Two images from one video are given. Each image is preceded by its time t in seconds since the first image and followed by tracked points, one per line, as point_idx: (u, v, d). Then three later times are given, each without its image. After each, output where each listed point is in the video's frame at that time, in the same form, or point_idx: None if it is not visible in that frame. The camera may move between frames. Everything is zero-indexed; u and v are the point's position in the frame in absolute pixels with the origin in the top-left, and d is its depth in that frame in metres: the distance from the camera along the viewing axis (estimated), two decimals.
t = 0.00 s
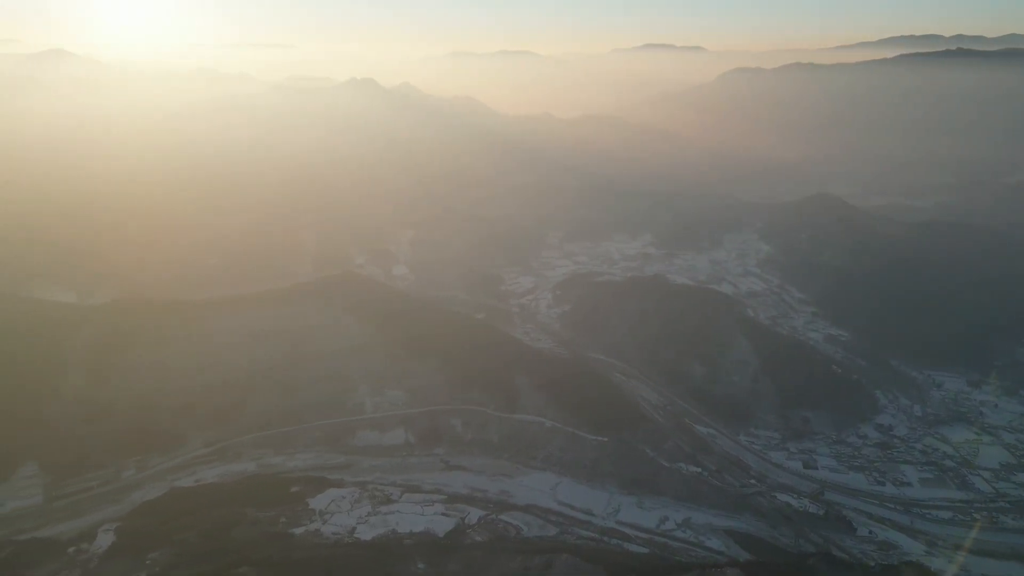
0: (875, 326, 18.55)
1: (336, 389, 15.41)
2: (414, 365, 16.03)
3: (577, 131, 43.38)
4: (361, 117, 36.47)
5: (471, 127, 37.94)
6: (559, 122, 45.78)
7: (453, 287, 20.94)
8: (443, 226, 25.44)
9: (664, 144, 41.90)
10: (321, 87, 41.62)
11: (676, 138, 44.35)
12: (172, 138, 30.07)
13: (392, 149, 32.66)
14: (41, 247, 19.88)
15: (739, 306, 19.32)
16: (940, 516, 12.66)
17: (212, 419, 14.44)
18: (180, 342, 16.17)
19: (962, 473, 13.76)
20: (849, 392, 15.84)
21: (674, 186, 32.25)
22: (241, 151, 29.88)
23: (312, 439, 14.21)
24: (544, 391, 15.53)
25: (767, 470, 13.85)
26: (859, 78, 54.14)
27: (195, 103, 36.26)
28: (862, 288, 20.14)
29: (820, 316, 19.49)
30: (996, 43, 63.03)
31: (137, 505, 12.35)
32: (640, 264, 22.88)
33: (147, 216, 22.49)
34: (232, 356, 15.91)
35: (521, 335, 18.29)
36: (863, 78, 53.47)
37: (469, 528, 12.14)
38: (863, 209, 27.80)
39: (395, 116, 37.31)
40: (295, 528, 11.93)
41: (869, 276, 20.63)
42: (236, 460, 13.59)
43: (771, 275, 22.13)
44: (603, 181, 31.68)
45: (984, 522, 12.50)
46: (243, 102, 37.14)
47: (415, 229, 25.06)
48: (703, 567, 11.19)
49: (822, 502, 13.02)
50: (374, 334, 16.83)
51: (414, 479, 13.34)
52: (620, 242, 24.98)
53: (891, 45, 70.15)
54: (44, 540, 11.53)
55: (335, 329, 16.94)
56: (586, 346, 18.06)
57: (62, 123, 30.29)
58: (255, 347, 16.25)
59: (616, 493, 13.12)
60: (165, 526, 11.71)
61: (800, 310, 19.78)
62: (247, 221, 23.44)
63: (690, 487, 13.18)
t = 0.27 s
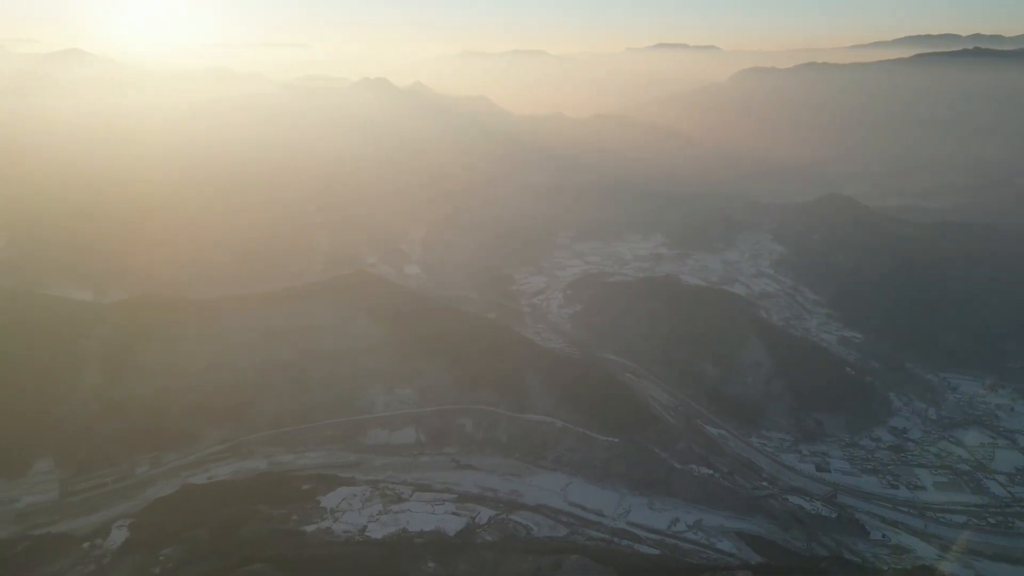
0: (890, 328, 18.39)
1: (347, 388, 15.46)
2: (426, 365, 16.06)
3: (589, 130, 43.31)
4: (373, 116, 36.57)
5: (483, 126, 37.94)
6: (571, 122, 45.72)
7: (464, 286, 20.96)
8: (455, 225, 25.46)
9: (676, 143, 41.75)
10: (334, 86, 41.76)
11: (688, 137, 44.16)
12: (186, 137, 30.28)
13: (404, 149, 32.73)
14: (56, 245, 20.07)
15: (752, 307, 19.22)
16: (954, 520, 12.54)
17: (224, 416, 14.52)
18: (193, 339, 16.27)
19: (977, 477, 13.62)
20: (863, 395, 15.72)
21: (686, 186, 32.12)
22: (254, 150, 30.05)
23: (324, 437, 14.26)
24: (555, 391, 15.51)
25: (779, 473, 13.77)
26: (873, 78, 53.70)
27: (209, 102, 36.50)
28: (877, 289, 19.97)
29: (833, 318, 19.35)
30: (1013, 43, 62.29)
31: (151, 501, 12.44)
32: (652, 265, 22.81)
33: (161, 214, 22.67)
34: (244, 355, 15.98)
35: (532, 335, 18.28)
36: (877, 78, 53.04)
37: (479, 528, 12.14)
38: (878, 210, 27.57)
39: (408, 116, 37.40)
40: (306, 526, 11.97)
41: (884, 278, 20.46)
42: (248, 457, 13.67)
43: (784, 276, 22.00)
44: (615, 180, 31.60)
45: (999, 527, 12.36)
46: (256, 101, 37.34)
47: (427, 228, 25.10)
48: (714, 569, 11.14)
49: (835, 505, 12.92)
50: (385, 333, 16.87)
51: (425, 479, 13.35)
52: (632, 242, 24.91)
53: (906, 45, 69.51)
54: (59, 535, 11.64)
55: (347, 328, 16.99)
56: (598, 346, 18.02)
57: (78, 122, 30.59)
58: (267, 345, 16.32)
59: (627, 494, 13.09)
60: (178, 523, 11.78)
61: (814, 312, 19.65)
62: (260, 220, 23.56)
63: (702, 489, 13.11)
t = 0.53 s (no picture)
0: (904, 330, 18.24)
1: (359, 386, 15.51)
2: (437, 364, 16.09)
3: (601, 130, 43.22)
4: (386, 116, 36.69)
5: (495, 126, 37.95)
6: (583, 121, 45.64)
7: (476, 285, 20.98)
8: (466, 225, 25.48)
9: (688, 143, 41.59)
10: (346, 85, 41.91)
11: (700, 137, 43.94)
12: (200, 136, 30.49)
13: (417, 149, 32.80)
14: (73, 243, 20.29)
15: (765, 308, 19.11)
16: (968, 525, 12.42)
17: (238, 414, 14.61)
18: (207, 337, 16.35)
19: (993, 481, 13.49)
20: (877, 397, 15.59)
21: (699, 186, 31.97)
22: (267, 149, 30.22)
23: (336, 436, 14.32)
24: (566, 391, 15.50)
25: (791, 475, 13.68)
26: (888, 78, 53.26)
27: (223, 102, 36.74)
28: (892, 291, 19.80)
29: (847, 319, 19.21)
30: None
31: (165, 498, 12.54)
32: (664, 265, 22.74)
33: (176, 213, 22.85)
34: (257, 353, 16.07)
35: (543, 335, 18.27)
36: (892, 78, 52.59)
37: (490, 527, 12.14)
38: (894, 211, 27.32)
39: (420, 115, 37.47)
40: (318, 524, 12.02)
41: (898, 279, 20.29)
42: (261, 455, 13.74)
43: (797, 277, 21.87)
44: (627, 180, 31.52)
45: (1015, 532, 12.23)
46: (270, 100, 37.56)
47: (439, 228, 25.14)
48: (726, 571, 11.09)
49: (848, 508, 12.83)
50: (397, 332, 16.91)
51: (436, 477, 13.38)
52: (644, 242, 24.85)
53: (922, 44, 68.89)
54: (74, 530, 11.76)
55: (360, 327, 17.04)
56: (609, 346, 17.98)
57: (94, 121, 30.89)
58: (280, 343, 16.40)
59: (638, 495, 13.05)
60: (191, 519, 11.88)
61: (827, 313, 19.51)
62: (273, 219, 23.69)
63: (713, 490, 13.05)
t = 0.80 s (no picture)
0: (919, 332, 18.07)
1: (370, 385, 15.56)
2: (448, 363, 16.11)
3: (613, 130, 43.11)
4: (398, 115, 36.76)
5: (507, 126, 37.93)
6: (595, 121, 45.54)
7: (488, 285, 21.00)
8: (478, 224, 25.49)
9: (701, 143, 41.41)
10: (359, 85, 42.04)
11: (713, 137, 43.72)
12: (215, 135, 30.70)
13: (429, 148, 32.85)
14: (89, 240, 20.50)
15: (778, 309, 19.00)
16: (984, 529, 12.28)
17: (250, 412, 14.69)
18: (219, 334, 16.44)
19: (1008, 485, 13.33)
20: (890, 399, 15.46)
21: (712, 187, 31.81)
22: (280, 148, 30.37)
23: (347, 434, 14.38)
24: (577, 391, 15.47)
25: (803, 478, 13.59)
26: (903, 78, 52.77)
27: (237, 101, 36.97)
28: (906, 292, 19.62)
29: (861, 321, 19.06)
30: None
31: (178, 494, 12.64)
32: (676, 266, 22.66)
33: (189, 211, 23.02)
34: (269, 351, 16.14)
35: (554, 335, 18.25)
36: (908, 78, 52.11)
37: (500, 527, 12.14)
38: (910, 211, 27.07)
39: (432, 115, 37.51)
40: (329, 522, 12.07)
41: (914, 280, 20.11)
42: (273, 452, 13.82)
43: (810, 278, 21.72)
44: (640, 180, 31.41)
45: None
46: (284, 100, 37.77)
47: (451, 228, 25.17)
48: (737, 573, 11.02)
49: (861, 511, 12.72)
50: (409, 331, 16.94)
51: (447, 476, 13.40)
52: (656, 243, 24.76)
53: (938, 44, 68.18)
54: (89, 526, 11.88)
55: (371, 325, 17.09)
56: (620, 347, 17.93)
57: (110, 120, 31.18)
58: (292, 342, 16.48)
59: (649, 496, 13.01)
60: (204, 515, 11.96)
61: (841, 315, 19.37)
62: (286, 218, 23.81)
63: (725, 492, 12.98)
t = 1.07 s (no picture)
0: (934, 334, 17.90)
1: (382, 384, 15.60)
2: (459, 362, 16.12)
3: (625, 129, 42.99)
4: (410, 115, 36.82)
5: (519, 126, 37.90)
6: (607, 121, 45.43)
7: (499, 285, 21.00)
8: (490, 224, 25.50)
9: (713, 143, 41.21)
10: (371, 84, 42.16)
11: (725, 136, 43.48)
12: (228, 134, 30.89)
13: (441, 147, 32.89)
14: (105, 239, 20.69)
15: (791, 310, 18.87)
16: (999, 534, 12.15)
17: (262, 410, 14.77)
18: (232, 332, 16.54)
19: None
20: (904, 402, 15.33)
21: (725, 187, 31.64)
22: (293, 147, 30.51)
23: (358, 432, 14.43)
24: (588, 391, 15.44)
25: (816, 480, 13.50)
26: (919, 77, 52.27)
27: (251, 100, 37.17)
28: (921, 294, 19.44)
29: (875, 323, 18.91)
30: None
31: (191, 491, 12.73)
32: (688, 266, 22.57)
33: (203, 209, 23.17)
34: (282, 349, 16.24)
35: (565, 335, 18.23)
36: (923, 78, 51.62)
37: (510, 527, 12.14)
38: (926, 213, 26.81)
39: (444, 114, 37.56)
40: (340, 520, 12.12)
41: (929, 282, 19.93)
42: (285, 450, 13.89)
43: (824, 279, 21.56)
44: (652, 180, 31.31)
45: None
46: (297, 99, 37.91)
47: (462, 227, 25.19)
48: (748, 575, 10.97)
49: (874, 514, 12.62)
50: (420, 330, 16.97)
51: (457, 476, 13.41)
52: (668, 243, 24.67)
53: (955, 43, 67.47)
54: (103, 521, 11.99)
55: (383, 324, 17.13)
56: (631, 347, 17.88)
57: (126, 119, 31.45)
58: (304, 340, 16.55)
59: (660, 498, 12.97)
60: (216, 512, 12.04)
61: (855, 317, 19.22)
62: (299, 217, 23.91)
63: (736, 494, 12.91)
